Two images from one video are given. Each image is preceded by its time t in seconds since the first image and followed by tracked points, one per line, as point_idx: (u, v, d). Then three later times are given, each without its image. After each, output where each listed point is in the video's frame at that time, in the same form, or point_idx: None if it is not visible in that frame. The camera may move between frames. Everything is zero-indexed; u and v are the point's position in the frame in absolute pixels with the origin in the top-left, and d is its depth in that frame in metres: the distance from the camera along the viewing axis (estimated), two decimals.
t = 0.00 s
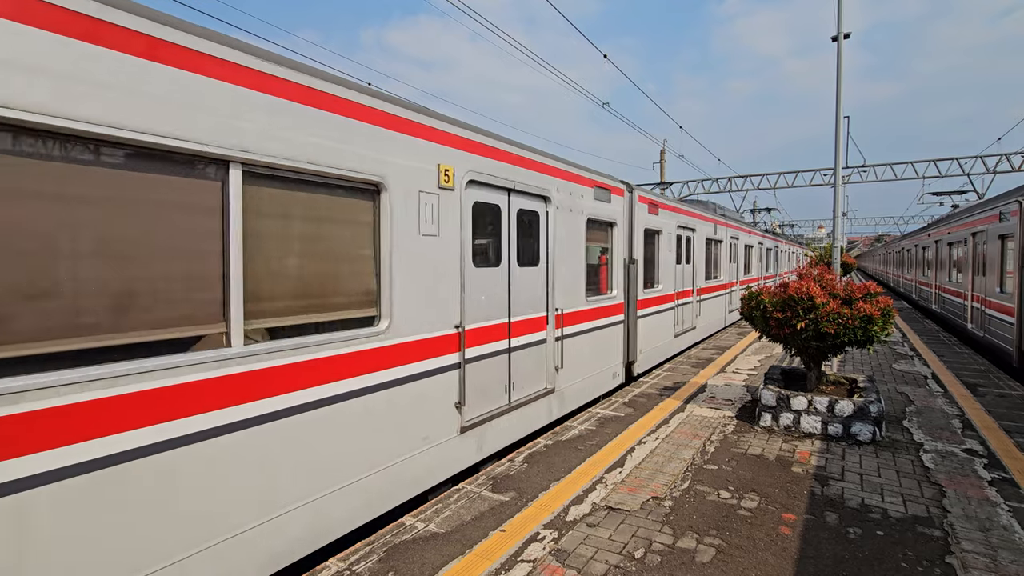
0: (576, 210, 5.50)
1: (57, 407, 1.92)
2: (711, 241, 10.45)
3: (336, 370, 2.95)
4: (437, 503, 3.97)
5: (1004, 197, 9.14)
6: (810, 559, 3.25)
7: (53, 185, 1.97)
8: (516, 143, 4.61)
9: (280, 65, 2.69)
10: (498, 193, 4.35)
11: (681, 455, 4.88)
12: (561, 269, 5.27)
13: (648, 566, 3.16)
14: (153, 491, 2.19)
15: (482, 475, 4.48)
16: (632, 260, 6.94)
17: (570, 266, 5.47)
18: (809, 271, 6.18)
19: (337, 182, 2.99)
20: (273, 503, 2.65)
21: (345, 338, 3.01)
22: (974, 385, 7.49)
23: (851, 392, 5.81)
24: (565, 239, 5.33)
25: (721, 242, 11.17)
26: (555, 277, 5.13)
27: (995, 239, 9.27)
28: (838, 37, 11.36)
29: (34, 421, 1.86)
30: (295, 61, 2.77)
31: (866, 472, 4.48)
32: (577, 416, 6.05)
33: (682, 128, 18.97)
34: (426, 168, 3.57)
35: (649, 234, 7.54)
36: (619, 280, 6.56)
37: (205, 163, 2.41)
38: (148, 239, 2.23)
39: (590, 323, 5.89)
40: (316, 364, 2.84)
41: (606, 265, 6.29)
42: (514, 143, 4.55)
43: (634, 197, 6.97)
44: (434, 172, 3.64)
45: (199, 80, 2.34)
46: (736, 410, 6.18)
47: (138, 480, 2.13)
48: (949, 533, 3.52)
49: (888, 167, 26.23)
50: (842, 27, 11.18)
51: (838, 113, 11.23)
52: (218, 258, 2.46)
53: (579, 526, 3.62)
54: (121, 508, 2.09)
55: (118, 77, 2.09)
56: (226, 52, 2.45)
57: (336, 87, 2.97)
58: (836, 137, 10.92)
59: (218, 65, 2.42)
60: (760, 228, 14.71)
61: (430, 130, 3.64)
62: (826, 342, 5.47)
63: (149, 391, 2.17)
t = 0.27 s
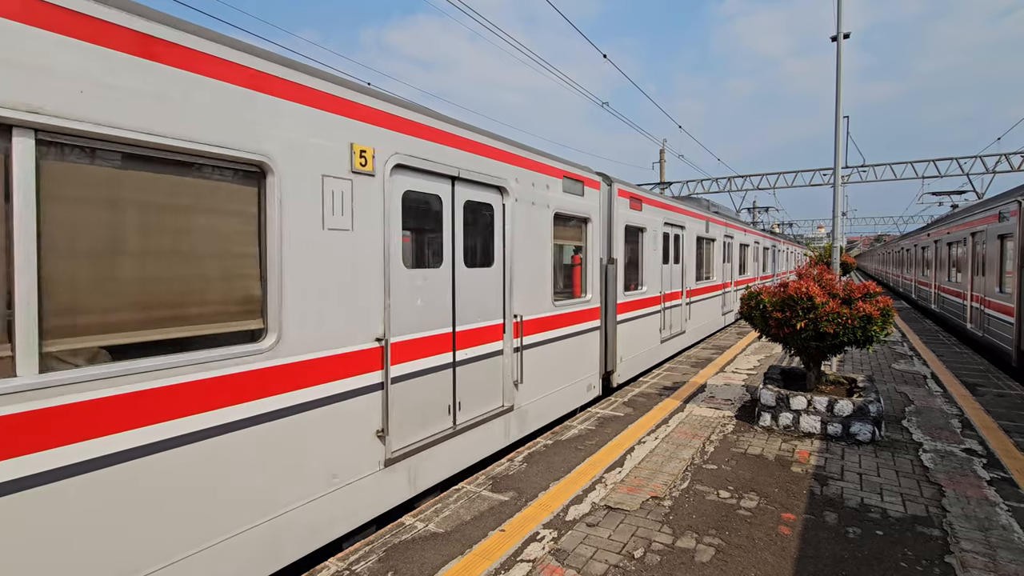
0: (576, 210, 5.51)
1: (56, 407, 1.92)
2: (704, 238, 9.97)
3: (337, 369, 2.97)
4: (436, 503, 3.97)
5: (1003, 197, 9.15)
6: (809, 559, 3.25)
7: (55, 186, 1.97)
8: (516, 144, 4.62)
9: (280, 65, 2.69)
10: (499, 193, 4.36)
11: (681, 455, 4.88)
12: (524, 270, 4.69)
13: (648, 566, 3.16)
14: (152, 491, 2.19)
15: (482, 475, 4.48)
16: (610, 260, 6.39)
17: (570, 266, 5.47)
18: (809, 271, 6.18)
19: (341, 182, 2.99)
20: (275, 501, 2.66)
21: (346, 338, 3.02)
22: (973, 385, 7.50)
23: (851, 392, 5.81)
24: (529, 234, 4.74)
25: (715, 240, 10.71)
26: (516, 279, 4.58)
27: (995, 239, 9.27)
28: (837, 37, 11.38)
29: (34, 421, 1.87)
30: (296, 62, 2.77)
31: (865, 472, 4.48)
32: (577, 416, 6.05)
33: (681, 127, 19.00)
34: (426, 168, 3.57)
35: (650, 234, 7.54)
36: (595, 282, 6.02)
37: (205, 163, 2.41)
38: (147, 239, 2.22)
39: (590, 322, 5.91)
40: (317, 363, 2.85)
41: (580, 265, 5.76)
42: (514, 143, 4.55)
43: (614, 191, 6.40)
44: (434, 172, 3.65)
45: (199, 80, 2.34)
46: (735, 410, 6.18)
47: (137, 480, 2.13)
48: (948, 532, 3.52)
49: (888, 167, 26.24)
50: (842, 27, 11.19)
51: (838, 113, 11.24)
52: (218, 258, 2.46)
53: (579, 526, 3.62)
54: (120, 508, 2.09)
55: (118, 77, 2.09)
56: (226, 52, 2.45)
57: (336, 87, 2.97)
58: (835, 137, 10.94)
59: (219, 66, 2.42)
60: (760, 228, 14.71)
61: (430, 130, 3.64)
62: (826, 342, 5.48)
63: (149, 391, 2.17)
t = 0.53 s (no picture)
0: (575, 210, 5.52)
1: (56, 407, 1.92)
2: (693, 237, 9.50)
3: (339, 368, 2.98)
4: (435, 502, 3.97)
5: (1002, 197, 9.18)
6: (808, 558, 3.26)
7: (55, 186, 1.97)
8: (516, 144, 4.62)
9: (280, 65, 2.70)
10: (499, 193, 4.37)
11: (680, 454, 4.89)
12: (470, 270, 4.05)
13: (647, 566, 3.17)
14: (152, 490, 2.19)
15: (481, 475, 4.48)
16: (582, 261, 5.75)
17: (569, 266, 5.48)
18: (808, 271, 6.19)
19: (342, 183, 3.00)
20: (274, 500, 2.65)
21: (348, 336, 3.04)
22: (971, 384, 7.52)
23: (850, 391, 5.81)
24: (477, 228, 4.11)
25: (705, 238, 10.24)
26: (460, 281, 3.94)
27: (994, 238, 9.29)
28: (835, 37, 11.42)
29: (33, 422, 1.86)
30: (295, 62, 2.78)
31: (864, 472, 4.48)
32: (576, 416, 6.05)
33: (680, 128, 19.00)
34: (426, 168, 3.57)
35: (649, 234, 7.55)
36: (563, 284, 5.39)
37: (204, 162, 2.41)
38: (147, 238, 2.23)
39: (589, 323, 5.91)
40: (318, 362, 2.86)
41: (546, 265, 5.17)
42: (513, 144, 4.55)
43: (587, 183, 5.78)
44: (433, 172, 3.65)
45: (199, 80, 2.34)
46: (734, 409, 6.19)
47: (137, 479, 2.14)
48: (946, 531, 3.53)
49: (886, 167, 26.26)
50: (840, 28, 11.23)
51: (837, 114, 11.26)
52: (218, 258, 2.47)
53: (578, 526, 3.62)
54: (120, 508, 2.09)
55: (118, 77, 2.09)
56: (226, 52, 2.46)
57: (336, 87, 2.98)
58: (835, 137, 10.96)
59: (218, 66, 2.42)
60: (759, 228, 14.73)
61: (430, 130, 3.65)
62: (825, 342, 5.48)
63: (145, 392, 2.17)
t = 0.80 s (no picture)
0: (575, 209, 5.52)
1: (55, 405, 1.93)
2: (684, 236, 8.95)
3: (339, 369, 2.98)
4: (435, 502, 3.97)
5: (1000, 197, 9.20)
6: (806, 557, 3.26)
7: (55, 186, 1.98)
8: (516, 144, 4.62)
9: (279, 65, 2.70)
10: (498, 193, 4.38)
11: (679, 454, 4.89)
12: (391, 271, 3.34)
13: (646, 565, 3.17)
14: (153, 488, 2.20)
15: (480, 474, 4.48)
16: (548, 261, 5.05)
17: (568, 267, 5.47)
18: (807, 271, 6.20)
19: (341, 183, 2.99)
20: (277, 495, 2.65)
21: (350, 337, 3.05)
22: (970, 383, 7.55)
23: (849, 391, 5.82)
24: (403, 222, 3.43)
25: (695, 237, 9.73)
26: (376, 281, 3.22)
27: (993, 238, 9.29)
28: (835, 36, 11.42)
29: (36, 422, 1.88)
30: (295, 62, 2.78)
31: (862, 471, 4.49)
32: (575, 416, 6.05)
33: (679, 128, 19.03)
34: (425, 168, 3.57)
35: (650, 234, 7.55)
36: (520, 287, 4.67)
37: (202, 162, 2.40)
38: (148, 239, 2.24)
39: (589, 322, 5.91)
40: (321, 361, 2.88)
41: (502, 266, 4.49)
42: (513, 144, 4.56)
43: (553, 172, 5.09)
44: (432, 172, 3.65)
45: (199, 80, 2.35)
46: (734, 409, 6.19)
47: (136, 478, 2.14)
48: (945, 531, 3.54)
49: (885, 167, 26.32)
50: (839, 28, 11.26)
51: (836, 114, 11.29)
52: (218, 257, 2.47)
53: (577, 525, 3.63)
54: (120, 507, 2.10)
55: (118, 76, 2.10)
56: (224, 51, 2.46)
57: (337, 87, 2.99)
58: (834, 137, 10.97)
59: (218, 66, 2.42)
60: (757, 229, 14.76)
61: (431, 130, 3.65)
62: (824, 341, 5.49)
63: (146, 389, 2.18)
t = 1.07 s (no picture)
0: (574, 209, 5.53)
1: (58, 404, 1.92)
2: (669, 232, 8.45)
3: (338, 368, 2.98)
4: (434, 502, 3.97)
5: (999, 197, 9.21)
6: (805, 556, 3.26)
7: (59, 185, 1.97)
8: (515, 144, 4.63)
9: (278, 65, 2.70)
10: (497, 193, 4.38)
11: (678, 453, 4.89)
12: (274, 272, 2.66)
13: (646, 564, 3.17)
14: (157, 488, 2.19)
15: (480, 474, 4.48)
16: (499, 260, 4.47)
17: (567, 267, 5.47)
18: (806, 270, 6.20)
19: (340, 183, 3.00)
20: (277, 502, 2.66)
21: (350, 338, 3.06)
22: (968, 382, 7.56)
23: (848, 391, 5.83)
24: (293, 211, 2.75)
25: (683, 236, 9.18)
26: (256, 278, 2.56)
27: (992, 237, 9.31)
28: (834, 36, 11.42)
29: (37, 419, 1.87)
30: (294, 62, 2.78)
31: (862, 470, 4.50)
32: (575, 415, 6.05)
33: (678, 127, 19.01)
34: (425, 168, 3.58)
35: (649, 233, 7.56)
36: (461, 291, 3.95)
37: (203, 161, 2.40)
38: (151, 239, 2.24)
39: (587, 322, 5.91)
40: (321, 362, 2.88)
41: (438, 266, 3.78)
42: (512, 144, 4.56)
43: (504, 157, 4.48)
44: (432, 172, 3.65)
45: (199, 80, 2.35)
46: (733, 409, 6.19)
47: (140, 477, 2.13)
48: (944, 529, 3.54)
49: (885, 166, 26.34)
50: (839, 27, 11.25)
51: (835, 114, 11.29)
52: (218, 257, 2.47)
53: (576, 524, 3.63)
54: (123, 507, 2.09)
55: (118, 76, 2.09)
56: (224, 51, 2.45)
57: (336, 87, 2.99)
58: (834, 137, 10.98)
59: (218, 66, 2.42)
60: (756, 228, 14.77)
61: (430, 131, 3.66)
62: (823, 341, 5.50)
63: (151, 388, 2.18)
